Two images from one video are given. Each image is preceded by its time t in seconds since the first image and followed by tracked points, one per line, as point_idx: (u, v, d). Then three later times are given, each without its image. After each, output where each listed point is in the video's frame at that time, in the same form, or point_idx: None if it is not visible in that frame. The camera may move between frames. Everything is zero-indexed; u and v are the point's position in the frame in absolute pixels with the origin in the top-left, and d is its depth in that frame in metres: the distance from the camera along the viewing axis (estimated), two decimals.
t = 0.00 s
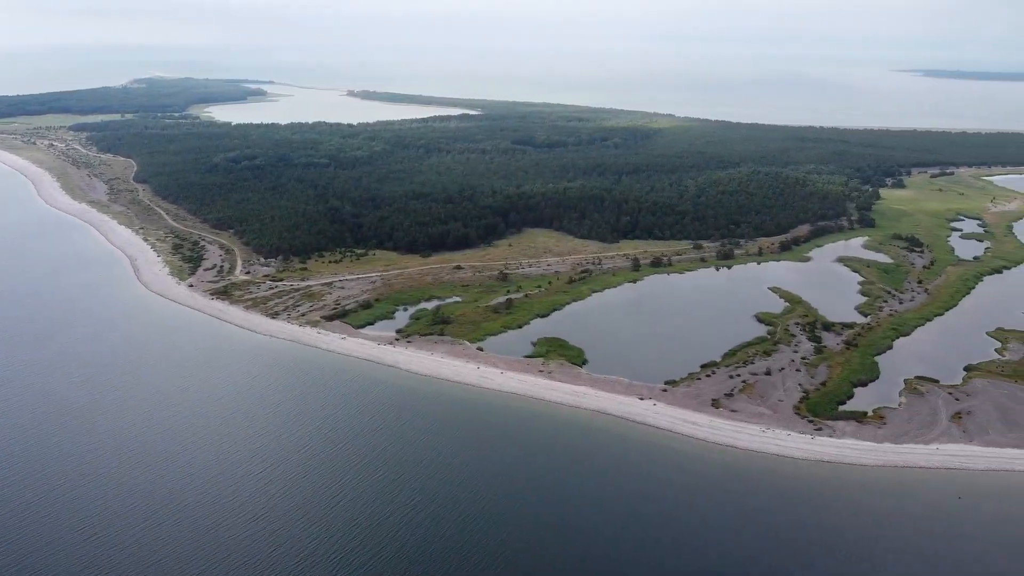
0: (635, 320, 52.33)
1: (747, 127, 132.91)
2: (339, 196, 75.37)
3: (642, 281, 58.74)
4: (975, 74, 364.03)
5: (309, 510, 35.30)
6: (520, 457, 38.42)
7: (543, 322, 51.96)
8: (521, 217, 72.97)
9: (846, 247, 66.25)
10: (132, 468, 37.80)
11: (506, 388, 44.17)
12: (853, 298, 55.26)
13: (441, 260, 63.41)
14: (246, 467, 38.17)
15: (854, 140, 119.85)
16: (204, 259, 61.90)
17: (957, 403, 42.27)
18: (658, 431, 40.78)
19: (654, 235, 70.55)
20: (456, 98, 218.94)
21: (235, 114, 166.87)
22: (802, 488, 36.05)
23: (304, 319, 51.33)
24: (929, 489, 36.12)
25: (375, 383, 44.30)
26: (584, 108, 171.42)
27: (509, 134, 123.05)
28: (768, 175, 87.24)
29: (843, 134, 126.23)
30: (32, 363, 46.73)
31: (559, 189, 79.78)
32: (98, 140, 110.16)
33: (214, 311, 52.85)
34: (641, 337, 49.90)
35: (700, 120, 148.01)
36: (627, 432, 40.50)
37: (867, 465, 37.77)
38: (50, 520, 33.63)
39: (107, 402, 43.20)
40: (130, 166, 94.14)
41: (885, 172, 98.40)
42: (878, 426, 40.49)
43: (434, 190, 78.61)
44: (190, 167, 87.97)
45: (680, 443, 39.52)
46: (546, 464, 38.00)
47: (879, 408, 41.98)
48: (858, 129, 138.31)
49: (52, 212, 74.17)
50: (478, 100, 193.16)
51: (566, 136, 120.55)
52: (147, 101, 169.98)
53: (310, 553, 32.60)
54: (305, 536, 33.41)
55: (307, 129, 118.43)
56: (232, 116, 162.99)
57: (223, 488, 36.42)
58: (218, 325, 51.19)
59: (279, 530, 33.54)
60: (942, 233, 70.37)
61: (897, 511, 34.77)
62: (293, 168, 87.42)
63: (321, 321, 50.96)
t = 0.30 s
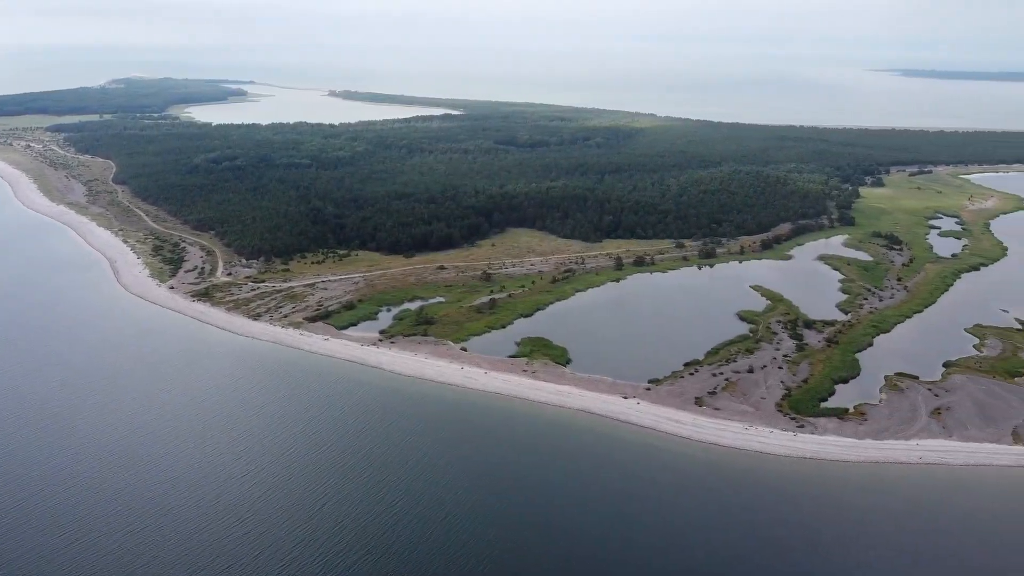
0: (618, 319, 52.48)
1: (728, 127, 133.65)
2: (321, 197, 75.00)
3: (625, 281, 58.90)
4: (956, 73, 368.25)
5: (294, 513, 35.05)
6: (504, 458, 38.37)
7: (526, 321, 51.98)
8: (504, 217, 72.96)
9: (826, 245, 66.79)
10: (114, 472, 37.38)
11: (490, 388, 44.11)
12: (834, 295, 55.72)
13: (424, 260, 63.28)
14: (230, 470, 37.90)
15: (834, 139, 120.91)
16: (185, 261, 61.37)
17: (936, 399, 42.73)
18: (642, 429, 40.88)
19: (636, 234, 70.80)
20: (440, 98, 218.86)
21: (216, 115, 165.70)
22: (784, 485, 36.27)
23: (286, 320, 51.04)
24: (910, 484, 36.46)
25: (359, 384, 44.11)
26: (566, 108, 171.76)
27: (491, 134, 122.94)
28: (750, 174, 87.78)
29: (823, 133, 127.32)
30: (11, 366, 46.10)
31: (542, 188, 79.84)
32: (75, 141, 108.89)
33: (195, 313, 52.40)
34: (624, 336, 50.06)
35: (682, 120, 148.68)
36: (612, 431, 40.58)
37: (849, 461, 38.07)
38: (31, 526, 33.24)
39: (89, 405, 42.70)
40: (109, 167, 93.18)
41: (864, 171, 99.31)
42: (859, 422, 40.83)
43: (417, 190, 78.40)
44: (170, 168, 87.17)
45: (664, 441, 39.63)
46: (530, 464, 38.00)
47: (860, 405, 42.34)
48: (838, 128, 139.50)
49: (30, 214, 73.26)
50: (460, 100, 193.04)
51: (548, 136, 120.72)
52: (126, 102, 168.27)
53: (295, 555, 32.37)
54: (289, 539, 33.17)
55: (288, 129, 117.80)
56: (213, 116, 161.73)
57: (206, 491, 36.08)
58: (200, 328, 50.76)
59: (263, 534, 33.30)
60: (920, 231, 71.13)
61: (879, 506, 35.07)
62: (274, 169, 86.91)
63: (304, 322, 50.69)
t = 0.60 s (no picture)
0: (601, 318, 52.59)
1: (710, 126, 134.32)
2: (303, 198, 74.63)
3: (609, 280, 59.04)
4: (933, 71, 371.27)
5: (278, 515, 34.83)
6: (489, 458, 38.32)
7: (510, 321, 51.99)
8: (487, 217, 72.93)
9: (807, 243, 67.28)
10: (96, 476, 36.98)
11: (474, 388, 44.06)
12: (815, 293, 56.13)
13: (407, 260, 63.12)
14: (214, 473, 37.59)
15: (814, 137, 121.92)
16: (165, 263, 60.82)
17: (916, 395, 43.16)
18: (626, 428, 40.97)
19: (619, 233, 71.01)
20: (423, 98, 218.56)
21: (196, 115, 164.38)
22: (767, 482, 36.48)
23: (268, 322, 50.72)
24: (891, 480, 36.76)
25: (343, 385, 43.92)
26: (549, 107, 171.98)
27: (474, 134, 122.78)
28: (731, 173, 88.29)
29: (803, 132, 128.33)
30: None
31: (525, 188, 79.88)
32: (53, 142, 107.61)
33: (176, 316, 51.94)
34: (607, 335, 50.18)
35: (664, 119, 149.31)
36: (595, 430, 40.65)
37: (831, 457, 38.35)
38: (12, 531, 32.87)
39: (70, 409, 42.20)
40: (88, 168, 92.19)
41: (844, 169, 100.18)
42: (841, 419, 41.15)
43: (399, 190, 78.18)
44: (150, 170, 86.38)
45: (648, 440, 39.75)
46: (515, 464, 37.98)
47: (842, 402, 42.68)
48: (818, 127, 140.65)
49: (7, 216, 72.35)
50: (442, 100, 192.88)
51: (531, 136, 120.84)
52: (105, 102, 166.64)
53: (280, 558, 32.17)
54: (274, 542, 32.97)
55: (270, 129, 117.07)
56: (193, 117, 160.49)
57: (189, 495, 35.77)
58: (182, 330, 50.32)
59: (248, 537, 33.09)
60: (899, 229, 71.84)
61: (861, 502, 35.35)
62: (256, 169, 86.41)
63: (287, 324, 50.41)
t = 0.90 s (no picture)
0: (585, 317, 52.70)
1: (691, 125, 134.97)
2: (284, 199, 74.22)
3: (592, 279, 59.18)
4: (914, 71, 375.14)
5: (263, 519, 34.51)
6: (473, 459, 38.21)
7: (493, 321, 51.99)
8: (470, 218, 72.90)
9: (788, 241, 67.77)
10: (77, 481, 36.50)
11: (458, 388, 43.99)
12: (796, 291, 56.55)
13: (390, 261, 62.92)
14: (198, 476, 37.26)
15: (794, 136, 122.90)
16: (146, 265, 60.25)
17: (896, 391, 43.59)
18: (609, 427, 41.05)
19: (602, 233, 71.22)
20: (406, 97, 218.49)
21: (176, 115, 163.11)
22: (751, 479, 36.67)
23: (250, 324, 50.38)
24: (872, 475, 37.07)
25: (326, 386, 43.66)
26: (531, 107, 172.26)
27: (456, 134, 122.74)
28: (712, 172, 88.82)
29: (784, 131, 129.36)
30: None
31: (507, 188, 79.89)
32: (30, 143, 106.32)
33: (157, 318, 51.46)
34: (590, 334, 50.30)
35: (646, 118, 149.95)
36: (579, 429, 40.69)
37: (813, 454, 38.62)
38: None
39: (50, 414, 41.66)
40: (65, 170, 91.17)
41: (824, 168, 101.09)
42: (822, 415, 41.47)
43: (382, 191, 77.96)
44: (129, 171, 85.56)
45: (631, 438, 39.86)
46: (499, 464, 37.95)
47: (823, 398, 43.04)
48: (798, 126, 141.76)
49: None
50: (424, 100, 192.72)
51: (513, 135, 120.99)
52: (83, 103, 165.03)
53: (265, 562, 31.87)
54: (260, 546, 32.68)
55: (251, 130, 116.36)
56: (173, 117, 159.27)
57: (173, 499, 35.39)
58: (163, 332, 49.82)
59: (233, 542, 32.80)
60: (878, 227, 72.54)
61: (842, 498, 35.62)
62: (237, 170, 85.91)
63: (269, 326, 50.10)
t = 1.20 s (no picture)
0: (568, 317, 52.81)
1: (673, 124, 135.69)
2: (265, 199, 73.77)
3: (574, 279, 59.30)
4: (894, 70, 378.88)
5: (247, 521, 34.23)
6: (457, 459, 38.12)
7: (476, 321, 51.97)
8: (452, 218, 72.83)
9: (769, 240, 68.24)
10: (57, 487, 36.02)
11: (441, 389, 43.91)
12: (777, 289, 56.95)
13: (373, 261, 62.70)
14: (180, 481, 36.89)
15: (775, 135, 123.84)
16: (125, 267, 59.66)
17: (876, 387, 44.00)
18: (593, 425, 41.10)
19: (584, 232, 71.37)
20: (388, 97, 218.19)
21: (156, 116, 161.74)
22: (734, 476, 36.82)
23: (231, 325, 50.02)
24: (853, 470, 37.34)
25: (309, 388, 43.39)
26: (514, 107, 172.50)
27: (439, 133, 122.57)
28: (694, 171, 89.29)
29: (764, 130, 130.32)
30: None
31: (490, 188, 79.90)
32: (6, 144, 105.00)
33: (137, 320, 50.97)
34: (573, 334, 50.41)
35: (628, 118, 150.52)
36: (563, 428, 40.72)
37: (795, 450, 38.86)
38: None
39: (29, 419, 41.10)
40: (43, 171, 90.12)
41: (804, 166, 101.93)
42: (804, 412, 41.78)
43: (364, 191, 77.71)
44: (107, 172, 84.71)
45: (615, 438, 39.94)
46: (483, 464, 37.90)
47: (805, 396, 43.35)
48: (778, 125, 142.91)
49: None
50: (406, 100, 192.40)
51: (496, 135, 121.08)
52: (60, 103, 163.32)
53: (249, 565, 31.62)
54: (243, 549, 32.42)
55: (233, 130, 115.63)
56: (153, 117, 157.97)
57: (155, 503, 35.02)
58: (143, 335, 49.32)
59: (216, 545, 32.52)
60: (858, 225, 73.20)
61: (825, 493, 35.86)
62: (217, 171, 85.31)
63: (251, 327, 49.76)
